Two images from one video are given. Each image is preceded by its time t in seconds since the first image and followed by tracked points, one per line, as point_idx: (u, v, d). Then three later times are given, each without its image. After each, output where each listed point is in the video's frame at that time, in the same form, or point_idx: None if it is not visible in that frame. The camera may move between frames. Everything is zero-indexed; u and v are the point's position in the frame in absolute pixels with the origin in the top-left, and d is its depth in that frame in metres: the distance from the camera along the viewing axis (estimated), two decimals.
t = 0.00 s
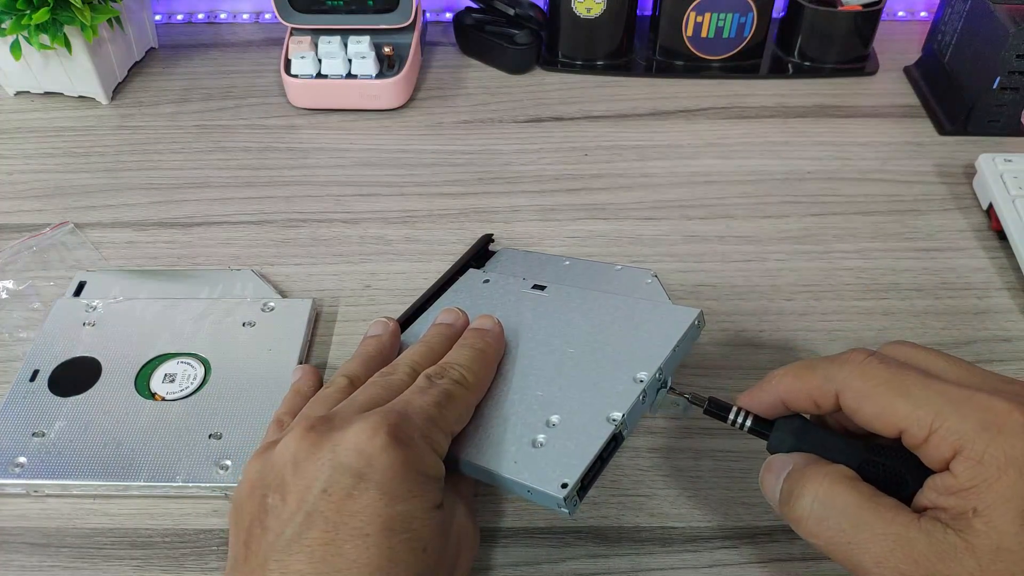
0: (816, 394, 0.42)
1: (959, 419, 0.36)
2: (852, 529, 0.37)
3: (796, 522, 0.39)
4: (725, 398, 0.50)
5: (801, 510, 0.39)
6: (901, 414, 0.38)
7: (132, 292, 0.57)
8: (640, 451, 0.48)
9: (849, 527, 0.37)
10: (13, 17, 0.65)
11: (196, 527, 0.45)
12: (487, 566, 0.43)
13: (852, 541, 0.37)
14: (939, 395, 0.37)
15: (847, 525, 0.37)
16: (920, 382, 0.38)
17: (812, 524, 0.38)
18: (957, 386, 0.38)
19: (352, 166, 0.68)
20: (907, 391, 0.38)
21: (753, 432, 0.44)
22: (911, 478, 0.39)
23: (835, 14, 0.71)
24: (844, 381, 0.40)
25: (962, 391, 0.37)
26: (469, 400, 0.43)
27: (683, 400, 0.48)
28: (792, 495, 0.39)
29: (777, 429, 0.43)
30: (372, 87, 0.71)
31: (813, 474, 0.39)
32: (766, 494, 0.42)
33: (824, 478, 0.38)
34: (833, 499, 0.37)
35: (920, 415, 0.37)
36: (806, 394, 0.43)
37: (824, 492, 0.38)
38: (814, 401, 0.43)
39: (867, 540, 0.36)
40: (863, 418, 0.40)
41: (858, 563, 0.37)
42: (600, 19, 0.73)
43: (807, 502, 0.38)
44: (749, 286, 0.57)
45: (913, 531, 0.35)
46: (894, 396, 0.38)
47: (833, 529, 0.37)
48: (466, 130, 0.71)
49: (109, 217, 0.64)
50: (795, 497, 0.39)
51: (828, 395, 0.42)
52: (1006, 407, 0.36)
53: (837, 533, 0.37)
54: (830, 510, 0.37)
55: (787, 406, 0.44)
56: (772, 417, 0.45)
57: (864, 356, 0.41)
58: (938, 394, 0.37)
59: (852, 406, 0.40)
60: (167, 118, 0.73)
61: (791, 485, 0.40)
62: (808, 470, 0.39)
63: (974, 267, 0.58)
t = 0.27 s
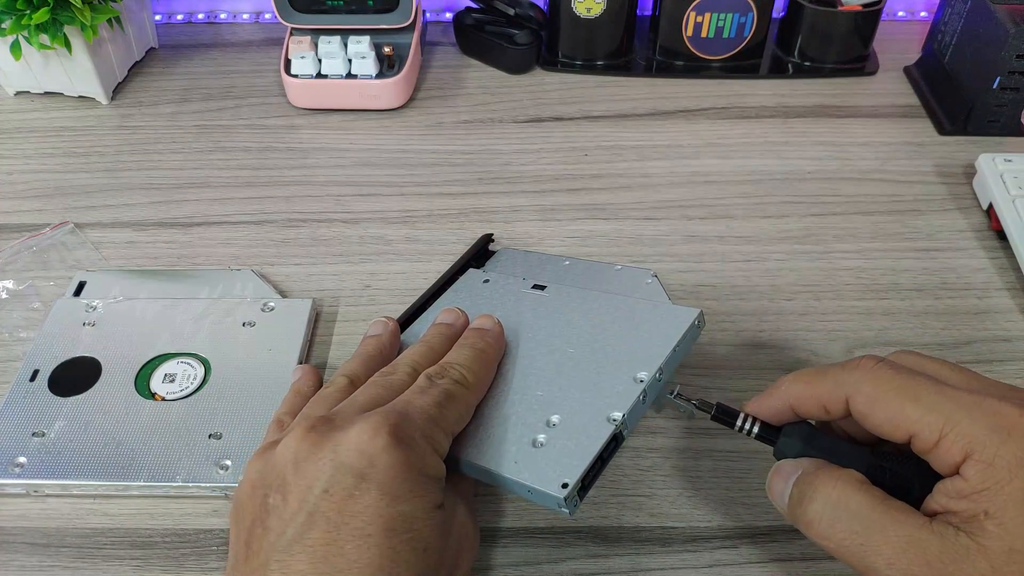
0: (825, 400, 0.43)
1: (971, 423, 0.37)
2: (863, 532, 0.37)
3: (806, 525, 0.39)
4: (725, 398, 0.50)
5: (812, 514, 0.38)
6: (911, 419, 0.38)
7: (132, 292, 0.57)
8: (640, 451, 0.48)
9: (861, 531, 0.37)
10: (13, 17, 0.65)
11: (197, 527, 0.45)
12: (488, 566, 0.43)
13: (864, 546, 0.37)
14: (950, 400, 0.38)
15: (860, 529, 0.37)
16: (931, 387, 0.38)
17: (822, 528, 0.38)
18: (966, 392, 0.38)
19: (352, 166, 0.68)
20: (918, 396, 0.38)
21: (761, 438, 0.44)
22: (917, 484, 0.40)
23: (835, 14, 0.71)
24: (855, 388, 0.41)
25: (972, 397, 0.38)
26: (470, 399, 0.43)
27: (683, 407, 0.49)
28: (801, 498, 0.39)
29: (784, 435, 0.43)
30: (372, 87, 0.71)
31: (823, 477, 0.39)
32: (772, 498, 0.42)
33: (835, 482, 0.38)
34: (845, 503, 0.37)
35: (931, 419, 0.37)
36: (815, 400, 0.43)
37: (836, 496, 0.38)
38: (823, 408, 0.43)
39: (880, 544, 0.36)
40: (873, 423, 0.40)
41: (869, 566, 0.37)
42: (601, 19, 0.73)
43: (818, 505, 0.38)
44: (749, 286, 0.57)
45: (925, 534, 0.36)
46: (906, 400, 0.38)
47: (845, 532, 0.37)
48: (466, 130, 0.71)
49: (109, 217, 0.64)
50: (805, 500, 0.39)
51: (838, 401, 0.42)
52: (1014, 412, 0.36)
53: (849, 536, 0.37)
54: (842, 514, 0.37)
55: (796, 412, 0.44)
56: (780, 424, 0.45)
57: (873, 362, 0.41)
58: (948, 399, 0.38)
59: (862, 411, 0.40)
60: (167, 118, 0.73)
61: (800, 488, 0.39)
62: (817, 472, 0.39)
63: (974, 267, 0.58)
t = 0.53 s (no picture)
0: (836, 418, 0.43)
1: (978, 433, 0.37)
2: (880, 542, 0.37)
3: (821, 537, 0.39)
4: (725, 398, 0.50)
5: (827, 525, 0.38)
6: (922, 432, 0.39)
7: (132, 292, 0.57)
8: (640, 451, 0.48)
9: (879, 541, 0.37)
10: (13, 17, 0.65)
11: (197, 527, 0.45)
12: (488, 567, 0.43)
13: (881, 556, 0.37)
14: (957, 412, 0.38)
15: (877, 539, 0.37)
16: (939, 401, 0.39)
17: (839, 539, 0.38)
18: (971, 404, 0.39)
19: (353, 166, 0.68)
20: (926, 409, 0.39)
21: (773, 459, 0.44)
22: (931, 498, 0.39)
23: (835, 14, 0.71)
24: (865, 405, 0.41)
25: (977, 409, 0.38)
26: (473, 399, 0.43)
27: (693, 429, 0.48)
28: (816, 509, 0.39)
29: (798, 453, 0.43)
30: (372, 87, 0.71)
31: (838, 489, 0.39)
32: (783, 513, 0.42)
33: (850, 492, 0.38)
34: (863, 513, 0.37)
35: (941, 431, 0.38)
36: (827, 418, 0.43)
37: (852, 506, 0.38)
38: (834, 426, 0.43)
39: (897, 554, 0.36)
40: (885, 439, 0.40)
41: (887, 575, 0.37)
42: (601, 19, 0.73)
43: (834, 515, 0.38)
44: (749, 286, 0.57)
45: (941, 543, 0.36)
46: (914, 414, 0.39)
47: (862, 543, 0.37)
48: (466, 130, 0.71)
49: (110, 217, 0.64)
50: (820, 512, 0.39)
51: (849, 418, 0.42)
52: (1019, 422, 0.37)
53: (866, 547, 0.37)
54: (859, 524, 0.37)
55: (808, 431, 0.44)
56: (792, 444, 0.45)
57: (881, 380, 0.42)
58: (956, 411, 0.38)
59: (874, 428, 0.41)
60: (167, 118, 0.73)
61: (814, 500, 0.39)
62: (831, 484, 0.39)
63: (974, 267, 0.58)
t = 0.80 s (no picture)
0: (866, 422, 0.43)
1: (1012, 435, 0.39)
2: (918, 542, 0.37)
3: (855, 538, 0.39)
4: (725, 398, 0.50)
5: (862, 524, 0.38)
6: (956, 435, 0.40)
7: (131, 292, 0.57)
8: (640, 450, 0.48)
9: (917, 541, 0.37)
10: (13, 17, 0.65)
11: (197, 527, 0.45)
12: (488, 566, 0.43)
13: (920, 556, 0.37)
14: (993, 418, 0.39)
15: (915, 538, 0.37)
16: (972, 405, 0.40)
17: (875, 539, 0.38)
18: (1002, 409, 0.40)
19: (353, 166, 0.68)
20: (961, 412, 0.40)
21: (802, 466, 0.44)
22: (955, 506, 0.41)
23: (835, 14, 0.71)
24: (898, 407, 0.42)
25: (1009, 413, 0.40)
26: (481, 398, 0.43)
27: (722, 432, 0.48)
28: (851, 510, 0.39)
29: (828, 458, 0.43)
30: (372, 87, 0.71)
31: (873, 490, 0.39)
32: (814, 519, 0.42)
33: (886, 492, 0.39)
34: (899, 513, 0.38)
35: (976, 434, 0.39)
36: (857, 422, 0.43)
37: (888, 505, 0.38)
38: (867, 431, 0.43)
39: (936, 554, 0.36)
40: (917, 442, 0.41)
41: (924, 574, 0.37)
42: (601, 19, 0.73)
43: (870, 514, 0.38)
44: (750, 286, 0.57)
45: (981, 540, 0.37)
46: (949, 416, 0.40)
47: (899, 542, 0.37)
48: (466, 130, 0.71)
49: (109, 216, 0.64)
50: (855, 512, 0.39)
51: (880, 423, 0.43)
52: None
53: (903, 546, 0.37)
54: (896, 523, 0.38)
55: (838, 436, 0.44)
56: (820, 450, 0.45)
57: (915, 387, 0.43)
58: (991, 416, 0.40)
59: (905, 432, 0.42)
60: (167, 118, 0.73)
61: (848, 501, 0.39)
62: (865, 485, 0.40)
63: (974, 267, 0.58)
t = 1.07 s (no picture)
0: (910, 423, 0.44)
1: None
2: (968, 542, 0.36)
3: (899, 538, 0.38)
4: (725, 398, 0.50)
5: (907, 523, 0.38)
6: (1006, 439, 0.40)
7: (131, 292, 0.57)
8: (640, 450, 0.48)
9: (966, 540, 0.36)
10: (12, 17, 0.65)
11: (196, 527, 0.45)
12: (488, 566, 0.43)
13: (969, 556, 0.36)
14: None
15: (965, 538, 0.36)
16: (1016, 407, 0.41)
17: (922, 538, 0.37)
18: None
19: (352, 166, 0.68)
20: (1008, 413, 0.41)
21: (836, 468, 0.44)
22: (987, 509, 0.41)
23: (835, 14, 0.71)
24: (944, 408, 0.43)
25: None
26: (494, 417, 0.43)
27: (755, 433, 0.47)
28: (895, 509, 0.38)
29: (864, 458, 0.43)
30: (372, 87, 0.71)
31: (917, 490, 0.39)
32: (850, 522, 0.41)
33: (931, 491, 0.38)
34: (947, 512, 0.37)
35: None
36: (901, 422, 0.44)
37: (934, 505, 0.38)
38: (908, 431, 0.44)
39: (986, 554, 0.36)
40: (965, 444, 0.42)
41: None
42: (600, 19, 0.73)
43: (915, 515, 0.38)
44: (750, 286, 0.57)
45: None
46: (997, 417, 0.41)
47: (948, 542, 0.36)
48: (466, 130, 0.71)
49: (109, 216, 0.64)
50: (900, 512, 0.38)
51: (925, 424, 0.43)
52: None
53: (952, 546, 0.36)
54: (942, 522, 0.37)
55: (877, 436, 0.45)
56: (859, 450, 0.45)
57: (958, 389, 0.43)
58: None
59: (953, 434, 0.42)
60: (168, 118, 0.73)
61: (891, 500, 0.39)
62: (908, 486, 0.39)
63: (974, 267, 0.58)
